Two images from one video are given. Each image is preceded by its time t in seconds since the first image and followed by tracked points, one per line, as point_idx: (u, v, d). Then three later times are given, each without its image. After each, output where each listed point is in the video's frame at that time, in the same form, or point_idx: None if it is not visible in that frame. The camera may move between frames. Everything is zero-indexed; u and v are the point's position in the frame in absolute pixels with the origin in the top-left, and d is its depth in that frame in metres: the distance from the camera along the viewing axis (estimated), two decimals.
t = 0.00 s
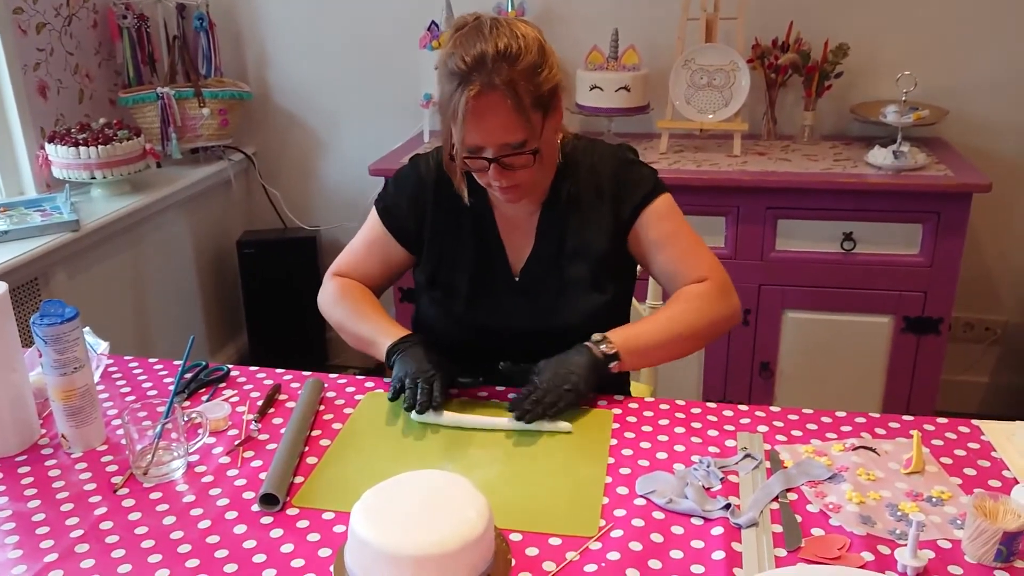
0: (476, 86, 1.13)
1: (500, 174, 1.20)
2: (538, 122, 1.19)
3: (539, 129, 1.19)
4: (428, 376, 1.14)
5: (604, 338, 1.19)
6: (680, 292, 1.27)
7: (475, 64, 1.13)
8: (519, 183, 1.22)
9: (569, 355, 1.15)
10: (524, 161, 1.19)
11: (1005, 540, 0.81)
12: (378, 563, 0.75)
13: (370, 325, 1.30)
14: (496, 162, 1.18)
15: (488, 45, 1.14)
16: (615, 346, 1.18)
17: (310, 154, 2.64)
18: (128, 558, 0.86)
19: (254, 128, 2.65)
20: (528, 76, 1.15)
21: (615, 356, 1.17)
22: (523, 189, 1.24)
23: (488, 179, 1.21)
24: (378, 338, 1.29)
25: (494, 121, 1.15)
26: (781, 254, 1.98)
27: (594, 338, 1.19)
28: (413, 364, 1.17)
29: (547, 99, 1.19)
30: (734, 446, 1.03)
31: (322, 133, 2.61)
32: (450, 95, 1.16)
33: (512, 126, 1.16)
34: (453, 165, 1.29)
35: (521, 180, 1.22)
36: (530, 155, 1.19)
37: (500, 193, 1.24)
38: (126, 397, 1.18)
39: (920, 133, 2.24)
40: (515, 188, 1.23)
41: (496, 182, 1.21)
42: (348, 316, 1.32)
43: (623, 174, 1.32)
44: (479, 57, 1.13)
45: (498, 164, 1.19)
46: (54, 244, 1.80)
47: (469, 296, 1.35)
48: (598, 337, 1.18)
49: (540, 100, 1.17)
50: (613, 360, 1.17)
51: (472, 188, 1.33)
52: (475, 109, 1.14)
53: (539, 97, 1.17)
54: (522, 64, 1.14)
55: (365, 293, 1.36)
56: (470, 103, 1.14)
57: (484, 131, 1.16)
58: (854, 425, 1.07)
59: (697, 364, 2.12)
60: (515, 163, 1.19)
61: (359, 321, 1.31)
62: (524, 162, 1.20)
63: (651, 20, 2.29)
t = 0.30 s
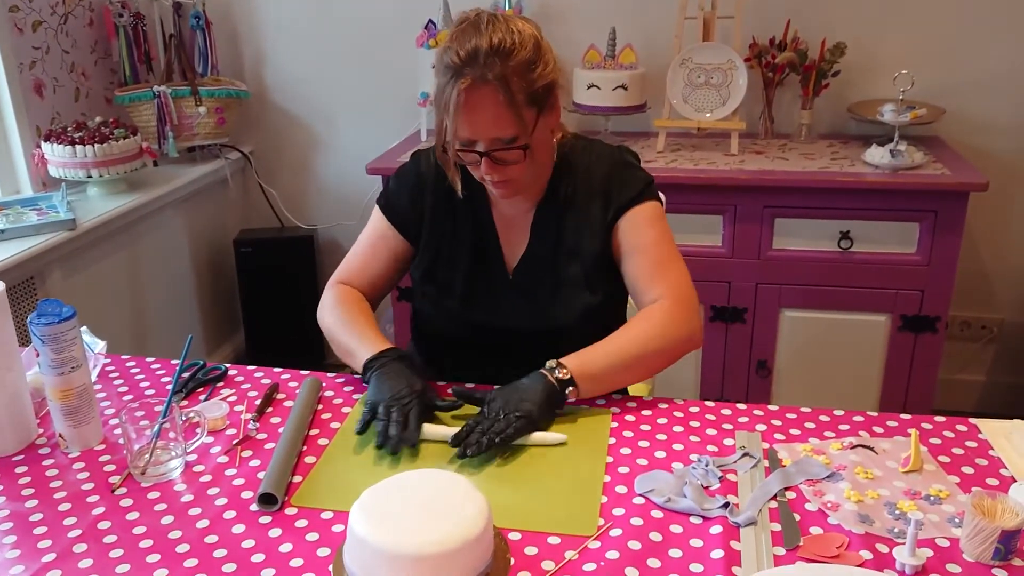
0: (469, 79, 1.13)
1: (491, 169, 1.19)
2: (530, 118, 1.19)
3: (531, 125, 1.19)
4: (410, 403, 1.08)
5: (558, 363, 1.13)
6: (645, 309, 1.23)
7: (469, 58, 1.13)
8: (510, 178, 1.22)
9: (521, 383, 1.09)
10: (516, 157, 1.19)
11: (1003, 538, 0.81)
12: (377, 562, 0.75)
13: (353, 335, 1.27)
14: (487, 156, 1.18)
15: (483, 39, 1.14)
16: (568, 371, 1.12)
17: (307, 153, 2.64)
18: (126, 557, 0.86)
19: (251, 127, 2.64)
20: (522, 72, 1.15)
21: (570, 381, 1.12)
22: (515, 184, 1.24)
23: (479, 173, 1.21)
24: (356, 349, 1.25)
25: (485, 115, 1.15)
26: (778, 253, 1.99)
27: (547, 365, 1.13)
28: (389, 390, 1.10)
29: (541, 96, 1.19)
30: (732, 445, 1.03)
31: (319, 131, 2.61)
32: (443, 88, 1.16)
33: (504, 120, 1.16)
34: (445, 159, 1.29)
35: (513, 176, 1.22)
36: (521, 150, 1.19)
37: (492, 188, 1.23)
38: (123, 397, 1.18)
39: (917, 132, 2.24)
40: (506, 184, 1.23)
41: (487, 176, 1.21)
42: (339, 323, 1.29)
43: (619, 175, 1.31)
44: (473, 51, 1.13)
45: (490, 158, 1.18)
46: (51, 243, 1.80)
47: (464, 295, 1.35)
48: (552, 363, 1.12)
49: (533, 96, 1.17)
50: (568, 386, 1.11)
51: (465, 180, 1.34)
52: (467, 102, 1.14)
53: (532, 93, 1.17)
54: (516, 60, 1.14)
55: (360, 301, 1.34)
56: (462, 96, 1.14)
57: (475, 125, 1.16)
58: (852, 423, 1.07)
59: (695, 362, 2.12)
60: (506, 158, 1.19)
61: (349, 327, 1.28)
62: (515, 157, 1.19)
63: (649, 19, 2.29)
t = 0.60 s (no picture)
0: (459, 77, 1.13)
1: (483, 167, 1.19)
2: (521, 116, 1.18)
3: (523, 123, 1.19)
4: (428, 398, 1.10)
5: (545, 362, 1.15)
6: (638, 311, 1.24)
7: (459, 57, 1.14)
8: (503, 177, 1.21)
9: (507, 380, 1.11)
10: (508, 155, 1.19)
11: (1000, 536, 0.81)
12: (376, 562, 0.75)
13: (365, 337, 1.29)
14: (479, 154, 1.18)
15: (474, 37, 1.14)
16: (555, 370, 1.13)
17: (303, 151, 2.63)
18: (124, 557, 0.86)
19: (246, 126, 2.64)
20: (513, 70, 1.14)
21: (556, 382, 1.13)
22: (509, 183, 1.24)
23: (472, 172, 1.21)
24: (371, 350, 1.27)
25: (475, 113, 1.15)
26: (774, 251, 1.99)
27: (534, 363, 1.15)
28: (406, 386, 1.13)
29: (534, 94, 1.18)
30: (730, 443, 1.03)
31: (315, 130, 2.61)
32: (434, 87, 1.16)
33: (495, 118, 1.15)
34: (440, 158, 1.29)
35: (506, 174, 1.21)
36: (513, 149, 1.19)
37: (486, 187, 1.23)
38: (120, 396, 1.18)
39: (913, 131, 2.25)
40: (500, 183, 1.22)
41: (480, 175, 1.20)
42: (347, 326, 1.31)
43: (617, 174, 1.31)
44: (463, 49, 1.13)
45: (481, 156, 1.18)
46: (47, 242, 1.79)
47: (463, 295, 1.35)
48: (538, 361, 1.14)
49: (525, 94, 1.17)
50: (555, 386, 1.12)
51: (459, 178, 1.34)
52: (457, 100, 1.14)
53: (524, 91, 1.16)
54: (507, 58, 1.14)
55: (362, 300, 1.35)
56: (452, 94, 1.14)
57: (466, 123, 1.16)
58: (849, 422, 1.08)
59: (691, 361, 2.12)
60: (498, 157, 1.18)
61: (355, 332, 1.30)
62: (507, 156, 1.19)
63: (645, 17, 2.29)
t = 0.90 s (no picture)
0: (450, 76, 1.13)
1: (475, 165, 1.19)
2: (514, 114, 1.18)
3: (516, 121, 1.18)
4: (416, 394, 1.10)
5: (547, 357, 1.15)
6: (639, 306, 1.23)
7: (450, 55, 1.13)
8: (496, 175, 1.21)
9: (509, 373, 1.11)
10: (500, 153, 1.19)
11: (995, 535, 0.81)
12: (371, 562, 0.75)
13: (354, 331, 1.29)
14: (471, 152, 1.18)
15: (465, 35, 1.14)
16: (557, 366, 1.14)
17: (299, 149, 2.63)
18: (117, 557, 0.85)
19: (241, 123, 2.63)
20: (504, 68, 1.14)
21: (558, 377, 1.13)
22: (503, 181, 1.24)
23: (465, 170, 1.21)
24: (357, 345, 1.27)
25: (467, 111, 1.14)
26: (770, 250, 1.99)
27: (536, 359, 1.15)
28: (399, 381, 1.13)
29: (527, 92, 1.17)
30: (725, 442, 1.03)
31: (311, 127, 2.60)
32: (426, 85, 1.16)
33: (487, 116, 1.15)
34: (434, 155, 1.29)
35: (499, 172, 1.21)
36: (505, 147, 1.18)
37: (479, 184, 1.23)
38: (114, 395, 1.17)
39: (908, 129, 2.25)
40: (493, 180, 1.22)
41: (473, 173, 1.21)
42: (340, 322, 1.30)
43: (613, 173, 1.31)
44: (454, 48, 1.13)
45: (474, 155, 1.18)
46: (40, 240, 1.79)
47: (460, 293, 1.35)
48: (541, 356, 1.14)
49: (517, 92, 1.16)
50: (556, 381, 1.12)
51: (454, 177, 1.34)
52: (449, 99, 1.14)
53: (516, 89, 1.16)
54: (499, 56, 1.14)
55: (354, 296, 1.35)
56: (443, 92, 1.14)
57: (458, 121, 1.15)
58: (844, 420, 1.08)
59: (686, 359, 2.12)
60: (491, 155, 1.18)
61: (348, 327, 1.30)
62: (500, 154, 1.19)
63: (641, 15, 2.29)
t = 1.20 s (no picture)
0: (440, 75, 1.13)
1: (467, 164, 1.19)
2: (505, 113, 1.17)
3: (507, 121, 1.17)
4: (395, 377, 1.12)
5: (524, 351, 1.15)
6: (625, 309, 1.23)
7: (440, 54, 1.13)
8: (488, 174, 1.21)
9: (487, 365, 1.12)
10: (491, 153, 1.18)
11: (992, 534, 0.81)
12: (367, 561, 0.75)
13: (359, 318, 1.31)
14: (463, 151, 1.17)
15: (455, 35, 1.14)
16: (532, 361, 1.13)
17: (296, 146, 2.62)
18: (112, 556, 0.85)
19: (239, 121, 2.62)
20: (494, 67, 1.13)
21: (533, 373, 1.13)
22: (496, 181, 1.23)
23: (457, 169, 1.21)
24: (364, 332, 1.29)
25: (456, 110, 1.14)
26: (768, 248, 1.99)
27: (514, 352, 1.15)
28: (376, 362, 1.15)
29: (518, 91, 1.16)
30: (723, 441, 1.03)
31: (308, 124, 2.59)
32: (418, 84, 1.16)
33: (476, 115, 1.14)
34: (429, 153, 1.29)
35: (491, 171, 1.21)
36: (496, 147, 1.18)
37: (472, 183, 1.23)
38: (110, 393, 1.17)
39: (906, 128, 2.25)
40: (485, 179, 1.22)
41: (465, 172, 1.20)
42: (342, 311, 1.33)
43: (611, 173, 1.30)
44: (443, 47, 1.13)
45: (465, 154, 1.18)
46: (36, 238, 1.78)
47: (454, 291, 1.35)
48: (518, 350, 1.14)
49: (508, 92, 1.15)
50: (530, 377, 1.12)
51: (448, 177, 1.34)
52: (438, 98, 1.14)
53: (507, 88, 1.15)
54: (489, 55, 1.13)
55: (359, 291, 1.37)
56: (433, 92, 1.14)
57: (448, 120, 1.15)
58: (842, 419, 1.07)
59: (684, 358, 2.12)
60: (482, 154, 1.18)
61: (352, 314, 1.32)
62: (491, 153, 1.18)
63: (639, 12, 2.29)
